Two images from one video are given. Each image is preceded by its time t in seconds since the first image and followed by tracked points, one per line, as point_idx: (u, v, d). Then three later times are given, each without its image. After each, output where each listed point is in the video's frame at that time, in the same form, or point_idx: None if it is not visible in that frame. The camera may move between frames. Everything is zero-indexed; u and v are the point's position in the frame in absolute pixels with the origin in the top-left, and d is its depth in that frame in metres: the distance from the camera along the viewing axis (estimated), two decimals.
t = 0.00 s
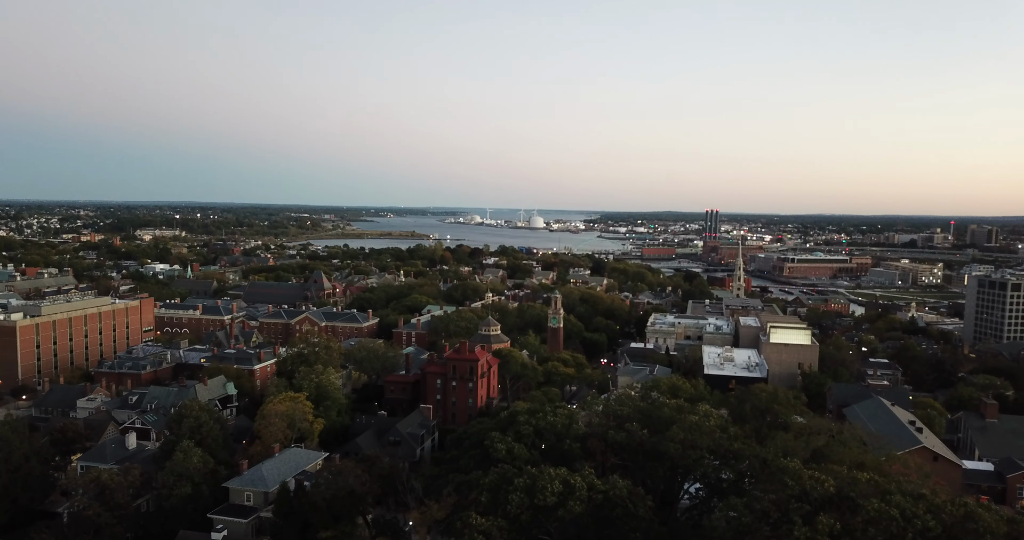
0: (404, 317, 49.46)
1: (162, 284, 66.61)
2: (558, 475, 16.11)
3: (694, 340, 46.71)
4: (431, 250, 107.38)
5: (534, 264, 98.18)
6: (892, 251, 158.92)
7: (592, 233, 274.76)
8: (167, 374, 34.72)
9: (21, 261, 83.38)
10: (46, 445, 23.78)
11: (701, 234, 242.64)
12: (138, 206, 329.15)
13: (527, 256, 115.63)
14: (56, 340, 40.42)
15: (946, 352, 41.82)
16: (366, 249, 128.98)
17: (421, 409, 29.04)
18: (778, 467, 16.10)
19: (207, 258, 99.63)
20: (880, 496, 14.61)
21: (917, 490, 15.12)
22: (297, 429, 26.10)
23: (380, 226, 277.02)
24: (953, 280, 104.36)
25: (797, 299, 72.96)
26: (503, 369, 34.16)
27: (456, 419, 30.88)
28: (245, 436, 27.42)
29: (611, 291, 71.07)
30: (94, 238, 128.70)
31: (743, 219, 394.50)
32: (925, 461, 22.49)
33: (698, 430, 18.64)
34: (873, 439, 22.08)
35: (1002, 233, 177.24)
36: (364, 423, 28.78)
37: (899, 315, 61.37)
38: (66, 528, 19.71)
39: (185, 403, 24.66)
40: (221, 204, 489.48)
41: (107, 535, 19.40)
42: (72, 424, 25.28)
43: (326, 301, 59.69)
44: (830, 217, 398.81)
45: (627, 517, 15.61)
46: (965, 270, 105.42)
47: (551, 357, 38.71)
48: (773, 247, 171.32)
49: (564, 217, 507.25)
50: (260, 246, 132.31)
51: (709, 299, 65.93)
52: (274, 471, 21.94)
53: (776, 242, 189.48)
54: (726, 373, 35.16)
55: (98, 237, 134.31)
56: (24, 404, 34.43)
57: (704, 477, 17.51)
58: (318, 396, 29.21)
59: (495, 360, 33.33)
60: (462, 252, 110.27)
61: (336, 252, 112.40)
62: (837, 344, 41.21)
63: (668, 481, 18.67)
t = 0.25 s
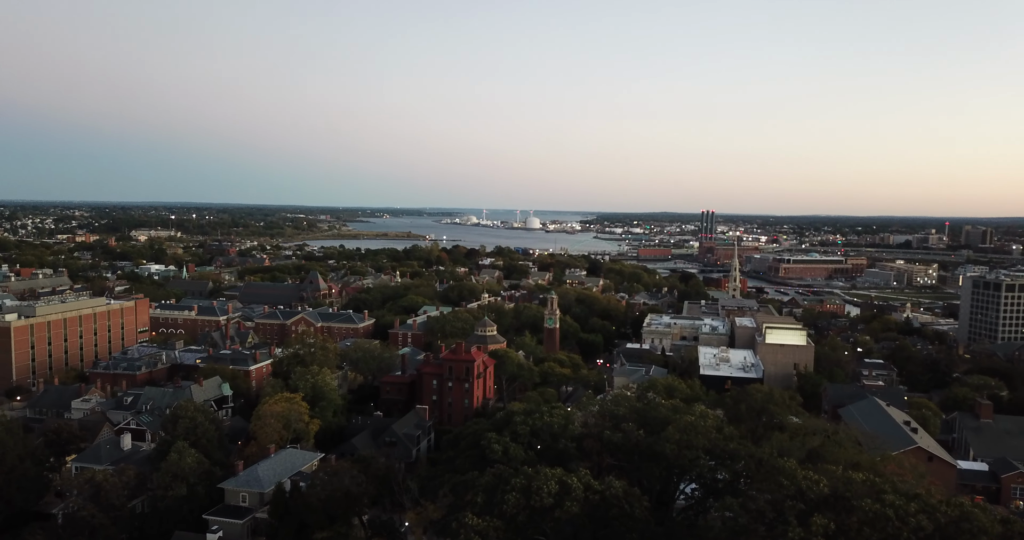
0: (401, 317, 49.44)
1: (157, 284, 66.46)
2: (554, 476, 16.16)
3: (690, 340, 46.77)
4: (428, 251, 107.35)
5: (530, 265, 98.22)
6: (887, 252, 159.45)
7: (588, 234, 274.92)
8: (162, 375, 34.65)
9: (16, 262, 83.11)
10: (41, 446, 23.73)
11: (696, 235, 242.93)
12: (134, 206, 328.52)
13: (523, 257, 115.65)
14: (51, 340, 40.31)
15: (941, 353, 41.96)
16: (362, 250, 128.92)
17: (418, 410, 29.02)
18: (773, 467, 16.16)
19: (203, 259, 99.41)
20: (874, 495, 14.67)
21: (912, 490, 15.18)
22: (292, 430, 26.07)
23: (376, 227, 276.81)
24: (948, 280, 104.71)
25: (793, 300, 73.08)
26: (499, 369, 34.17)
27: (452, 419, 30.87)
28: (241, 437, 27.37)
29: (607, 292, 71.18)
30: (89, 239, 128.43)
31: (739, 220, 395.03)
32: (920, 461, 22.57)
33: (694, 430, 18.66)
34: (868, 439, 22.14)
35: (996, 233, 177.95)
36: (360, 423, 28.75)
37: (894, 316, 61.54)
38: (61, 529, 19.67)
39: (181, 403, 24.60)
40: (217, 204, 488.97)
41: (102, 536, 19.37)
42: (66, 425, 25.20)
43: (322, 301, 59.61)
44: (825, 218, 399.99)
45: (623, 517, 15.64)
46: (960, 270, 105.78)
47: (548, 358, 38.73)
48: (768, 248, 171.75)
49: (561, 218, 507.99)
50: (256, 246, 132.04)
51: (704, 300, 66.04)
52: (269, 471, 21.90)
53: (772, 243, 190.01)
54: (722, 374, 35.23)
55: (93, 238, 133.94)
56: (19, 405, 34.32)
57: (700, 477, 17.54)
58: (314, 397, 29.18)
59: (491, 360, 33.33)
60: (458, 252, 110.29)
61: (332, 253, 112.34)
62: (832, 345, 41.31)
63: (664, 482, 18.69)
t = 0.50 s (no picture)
0: (396, 319, 49.37)
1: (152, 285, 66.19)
2: (551, 476, 16.17)
3: (686, 341, 46.78)
4: (424, 252, 107.29)
5: (526, 266, 98.24)
6: (882, 253, 160.09)
7: (585, 235, 275.10)
8: (157, 376, 34.55)
9: (10, 262, 82.71)
10: (35, 447, 23.59)
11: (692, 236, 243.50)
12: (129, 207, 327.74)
13: (519, 258, 115.60)
14: (45, 341, 40.15)
15: (936, 354, 42.09)
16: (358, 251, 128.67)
17: (414, 410, 28.97)
18: (770, 467, 16.20)
19: (198, 260, 99.13)
20: (869, 496, 14.71)
21: (907, 490, 15.24)
22: (288, 431, 26.00)
23: (372, 227, 276.49)
24: (943, 281, 105.01)
25: (788, 301, 73.22)
26: (495, 370, 34.15)
27: (448, 420, 30.83)
28: (236, 438, 27.29)
29: (603, 292, 71.23)
30: (84, 240, 127.97)
31: (735, 221, 395.90)
32: (915, 462, 22.61)
33: (689, 431, 18.69)
34: (864, 440, 22.17)
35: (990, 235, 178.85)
36: (356, 425, 28.70)
37: (889, 316, 61.67)
38: (56, 531, 19.59)
39: (176, 404, 24.51)
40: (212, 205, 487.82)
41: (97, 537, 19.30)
42: (61, 426, 25.08)
43: (317, 302, 59.47)
44: (821, 219, 401.06)
45: (619, 518, 15.63)
46: (955, 271, 106.12)
47: (544, 358, 38.71)
48: (764, 249, 172.10)
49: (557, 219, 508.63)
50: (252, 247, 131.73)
51: (700, 301, 66.17)
52: (265, 472, 21.85)
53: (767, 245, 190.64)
54: (718, 375, 35.28)
55: (88, 238, 133.56)
56: (13, 406, 34.18)
57: (696, 477, 17.55)
58: (310, 398, 29.11)
59: (487, 361, 33.30)
60: (454, 253, 110.19)
61: (328, 253, 112.15)
62: (828, 346, 41.39)
63: (659, 483, 18.69)
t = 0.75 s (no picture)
0: (393, 319, 49.32)
1: (147, 286, 66.00)
2: (548, 477, 16.16)
3: (682, 341, 46.84)
4: (420, 252, 107.21)
5: (523, 266, 98.26)
6: (877, 253, 160.46)
7: (581, 235, 275.04)
8: (153, 377, 34.47)
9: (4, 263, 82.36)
10: (29, 448, 23.49)
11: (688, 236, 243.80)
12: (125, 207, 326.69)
13: (515, 258, 115.55)
14: (40, 341, 40.02)
15: (931, 354, 42.21)
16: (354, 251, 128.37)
17: (410, 411, 28.93)
18: (766, 467, 16.23)
19: (194, 260, 98.84)
20: (865, 496, 14.74)
21: (903, 490, 15.27)
22: (284, 432, 25.96)
23: (368, 228, 276.04)
24: (938, 282, 105.26)
25: (784, 301, 73.30)
26: (491, 371, 34.14)
27: (444, 421, 30.81)
28: (232, 439, 27.23)
29: (599, 293, 71.24)
30: (79, 240, 127.56)
31: (731, 222, 396.69)
32: (910, 461, 22.66)
33: (685, 431, 18.71)
34: (860, 440, 22.21)
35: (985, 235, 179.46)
36: (352, 426, 28.65)
37: (884, 317, 61.82)
38: (50, 532, 19.52)
39: (171, 405, 24.44)
40: (207, 205, 486.65)
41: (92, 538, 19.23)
42: (56, 427, 25.00)
43: (313, 303, 59.37)
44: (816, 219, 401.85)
45: (615, 518, 15.64)
46: (950, 272, 106.38)
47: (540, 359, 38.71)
48: (760, 249, 172.31)
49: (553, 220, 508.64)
50: (247, 247, 131.34)
51: (696, 301, 66.23)
52: (261, 473, 21.80)
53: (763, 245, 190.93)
54: (714, 375, 35.32)
55: (84, 239, 133.21)
56: (7, 407, 34.06)
57: (692, 478, 17.55)
58: (306, 399, 29.06)
59: (483, 362, 33.30)
60: (450, 254, 110.11)
61: (324, 254, 111.87)
62: (823, 346, 41.49)
63: (656, 483, 18.70)
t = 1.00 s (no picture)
0: (388, 319, 49.27)
1: (143, 286, 65.83)
2: (544, 477, 16.16)
3: (678, 342, 46.89)
4: (416, 252, 107.10)
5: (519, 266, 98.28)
6: (872, 253, 160.87)
7: (577, 236, 274.80)
8: (148, 377, 34.38)
9: None
10: (24, 449, 23.39)
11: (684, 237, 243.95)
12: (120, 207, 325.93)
13: (511, 259, 115.50)
14: (34, 342, 39.88)
15: (926, 354, 42.32)
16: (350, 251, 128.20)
17: (406, 412, 28.91)
18: (762, 467, 16.25)
19: (189, 261, 98.59)
20: (861, 496, 14.76)
21: (898, 490, 15.29)
22: (279, 433, 25.91)
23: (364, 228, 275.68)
24: (933, 282, 105.51)
25: (780, 301, 73.39)
26: (487, 371, 34.13)
27: (440, 422, 30.78)
28: (227, 440, 27.16)
29: (595, 294, 71.27)
30: (74, 240, 127.16)
31: (727, 222, 397.22)
32: (905, 461, 22.70)
33: (681, 431, 18.72)
34: (855, 440, 22.24)
35: (979, 236, 180.02)
36: (347, 426, 28.61)
37: (879, 317, 61.95)
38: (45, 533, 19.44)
39: (166, 405, 24.37)
40: (203, 205, 485.59)
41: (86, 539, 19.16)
42: (50, 428, 24.90)
43: (309, 303, 59.26)
44: (812, 220, 402.62)
45: (611, 518, 15.64)
46: (945, 272, 106.67)
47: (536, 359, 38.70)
48: (756, 250, 172.57)
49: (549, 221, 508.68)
50: (243, 248, 131.05)
51: (692, 302, 66.30)
52: (256, 474, 21.74)
53: (759, 245, 191.26)
54: (710, 375, 35.37)
55: (78, 239, 132.83)
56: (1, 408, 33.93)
57: (688, 478, 17.56)
58: (302, 399, 29.02)
59: (480, 362, 33.27)
60: (446, 254, 110.04)
61: (320, 254, 111.67)
62: (819, 346, 41.57)
63: (652, 483, 18.70)
